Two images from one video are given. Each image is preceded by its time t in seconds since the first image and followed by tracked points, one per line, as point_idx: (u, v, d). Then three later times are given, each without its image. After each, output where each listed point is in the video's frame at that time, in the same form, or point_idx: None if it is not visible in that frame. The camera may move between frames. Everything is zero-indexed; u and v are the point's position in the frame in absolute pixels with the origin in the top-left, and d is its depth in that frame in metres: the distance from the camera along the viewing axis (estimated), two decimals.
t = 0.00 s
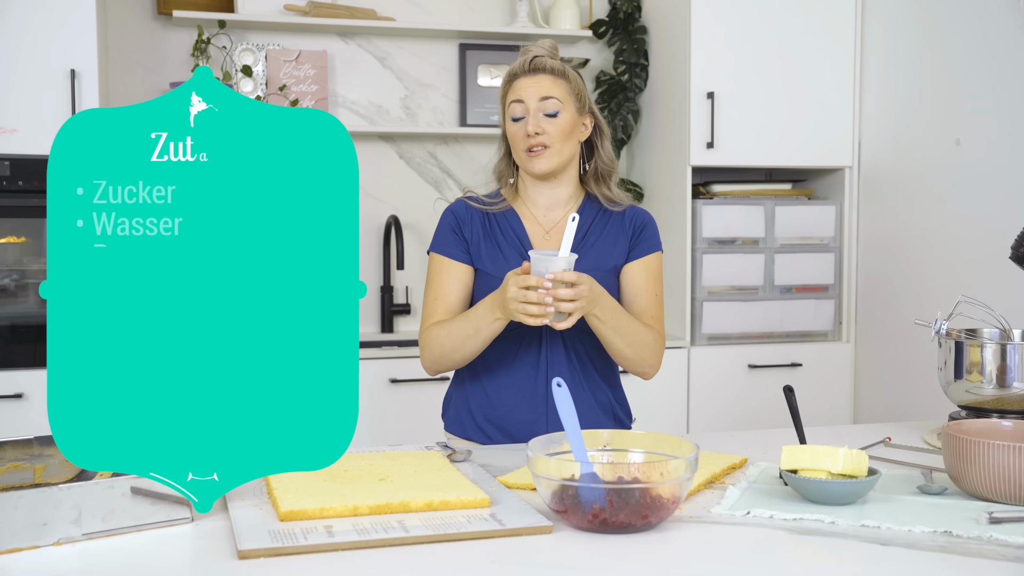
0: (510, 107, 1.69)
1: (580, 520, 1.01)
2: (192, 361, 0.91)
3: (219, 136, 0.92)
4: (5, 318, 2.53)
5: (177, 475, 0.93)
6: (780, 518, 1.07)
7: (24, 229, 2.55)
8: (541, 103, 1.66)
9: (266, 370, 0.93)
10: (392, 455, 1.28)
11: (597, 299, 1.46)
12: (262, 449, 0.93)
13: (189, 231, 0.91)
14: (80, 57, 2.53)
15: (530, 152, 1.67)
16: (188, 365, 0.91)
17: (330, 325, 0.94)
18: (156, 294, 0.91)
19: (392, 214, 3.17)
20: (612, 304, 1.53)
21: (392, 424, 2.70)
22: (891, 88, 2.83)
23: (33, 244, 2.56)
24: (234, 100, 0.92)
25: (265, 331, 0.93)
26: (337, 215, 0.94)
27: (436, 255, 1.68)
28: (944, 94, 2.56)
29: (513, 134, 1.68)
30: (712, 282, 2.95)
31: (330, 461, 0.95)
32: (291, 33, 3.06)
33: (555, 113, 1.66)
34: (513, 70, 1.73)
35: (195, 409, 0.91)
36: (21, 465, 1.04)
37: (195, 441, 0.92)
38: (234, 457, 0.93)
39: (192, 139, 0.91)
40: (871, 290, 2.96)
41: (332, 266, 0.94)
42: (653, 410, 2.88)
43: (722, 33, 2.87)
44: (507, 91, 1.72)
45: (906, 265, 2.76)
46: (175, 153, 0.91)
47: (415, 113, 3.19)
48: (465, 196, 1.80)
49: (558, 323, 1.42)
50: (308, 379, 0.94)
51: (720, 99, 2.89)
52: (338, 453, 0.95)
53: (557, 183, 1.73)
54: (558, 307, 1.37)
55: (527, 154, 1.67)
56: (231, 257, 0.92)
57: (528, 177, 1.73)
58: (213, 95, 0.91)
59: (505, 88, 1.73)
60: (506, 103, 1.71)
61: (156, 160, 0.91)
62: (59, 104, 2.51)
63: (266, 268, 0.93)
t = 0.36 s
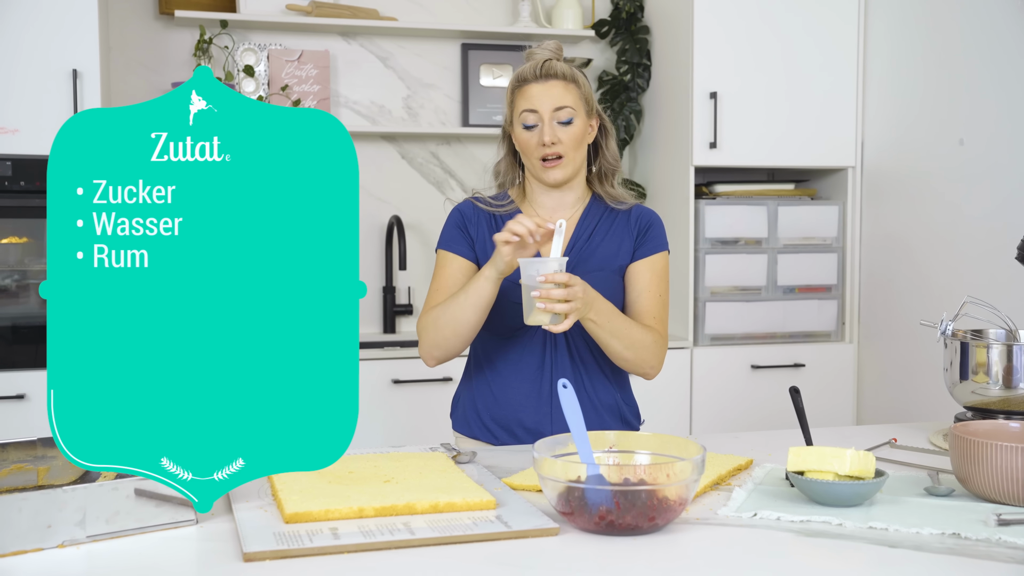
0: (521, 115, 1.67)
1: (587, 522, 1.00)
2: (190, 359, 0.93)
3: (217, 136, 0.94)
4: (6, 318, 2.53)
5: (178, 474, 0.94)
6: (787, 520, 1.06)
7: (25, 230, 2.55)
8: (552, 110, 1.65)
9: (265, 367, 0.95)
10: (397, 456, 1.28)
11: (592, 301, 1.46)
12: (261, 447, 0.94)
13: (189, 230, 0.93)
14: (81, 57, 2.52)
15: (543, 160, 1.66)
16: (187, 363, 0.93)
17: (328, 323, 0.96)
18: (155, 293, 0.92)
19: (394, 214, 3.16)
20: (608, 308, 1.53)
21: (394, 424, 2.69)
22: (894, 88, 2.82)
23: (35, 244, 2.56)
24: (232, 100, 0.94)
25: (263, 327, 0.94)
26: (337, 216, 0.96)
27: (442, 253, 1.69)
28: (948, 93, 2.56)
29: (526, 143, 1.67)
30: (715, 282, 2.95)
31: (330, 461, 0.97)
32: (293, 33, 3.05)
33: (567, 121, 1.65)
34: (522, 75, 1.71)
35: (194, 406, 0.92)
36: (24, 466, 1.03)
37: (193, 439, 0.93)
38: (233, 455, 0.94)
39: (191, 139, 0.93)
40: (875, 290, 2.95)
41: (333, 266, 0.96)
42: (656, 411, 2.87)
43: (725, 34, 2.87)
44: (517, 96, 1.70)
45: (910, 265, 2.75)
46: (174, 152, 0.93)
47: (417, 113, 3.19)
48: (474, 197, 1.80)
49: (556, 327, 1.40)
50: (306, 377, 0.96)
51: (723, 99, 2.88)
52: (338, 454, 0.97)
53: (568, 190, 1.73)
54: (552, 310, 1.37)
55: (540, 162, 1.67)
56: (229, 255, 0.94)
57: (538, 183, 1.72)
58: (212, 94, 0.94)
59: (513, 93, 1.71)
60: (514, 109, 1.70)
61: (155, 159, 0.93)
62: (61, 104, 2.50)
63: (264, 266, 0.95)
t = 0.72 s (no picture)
0: (532, 120, 1.65)
1: (593, 523, 1.00)
2: (190, 357, 0.94)
3: (216, 137, 0.96)
4: (7, 319, 2.52)
5: (177, 474, 0.95)
6: (794, 521, 1.06)
7: (26, 230, 2.55)
8: (564, 118, 1.63)
9: (265, 366, 0.96)
10: (401, 457, 1.28)
11: (593, 316, 1.46)
12: (260, 448, 0.97)
13: (189, 230, 0.95)
14: (83, 57, 2.52)
15: (550, 167, 1.67)
16: (187, 361, 0.94)
17: (328, 323, 0.98)
18: (155, 293, 0.94)
19: (396, 214, 3.16)
20: (610, 322, 1.52)
21: (396, 425, 2.69)
22: (896, 88, 2.82)
23: (36, 245, 2.56)
24: (232, 100, 0.96)
25: (263, 326, 0.96)
26: (337, 217, 0.98)
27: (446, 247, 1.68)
28: (950, 93, 2.56)
29: (534, 147, 1.66)
30: (717, 283, 2.94)
31: (330, 461, 1.00)
32: (294, 33, 3.05)
33: (578, 129, 1.64)
34: (534, 76, 1.68)
35: (194, 405, 0.94)
36: (28, 467, 1.03)
37: (193, 439, 0.95)
38: (233, 455, 0.96)
39: (191, 140, 0.95)
40: (878, 290, 2.95)
41: (333, 267, 0.98)
42: (658, 411, 2.87)
43: (727, 34, 2.87)
44: (528, 99, 1.68)
45: (912, 265, 2.75)
46: (174, 153, 0.95)
47: (419, 113, 3.18)
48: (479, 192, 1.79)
49: (557, 338, 1.39)
50: (305, 377, 0.98)
51: (726, 99, 2.88)
52: (338, 454, 1.00)
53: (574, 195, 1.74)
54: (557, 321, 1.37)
55: (547, 168, 1.68)
56: (229, 255, 0.95)
57: (544, 185, 1.73)
58: (212, 94, 0.96)
59: (525, 94, 1.69)
60: (525, 111, 1.68)
61: (155, 159, 0.94)
62: (61, 103, 2.50)
63: (264, 266, 0.97)
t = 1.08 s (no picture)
0: (533, 119, 1.66)
1: (595, 525, 1.00)
2: (191, 355, 0.95)
3: (216, 138, 0.96)
4: (10, 320, 2.53)
5: (178, 474, 0.96)
6: (795, 523, 1.06)
7: (29, 232, 2.55)
8: (565, 117, 1.64)
9: (265, 366, 0.97)
10: (404, 459, 1.28)
11: (593, 311, 1.46)
12: (260, 448, 0.97)
13: (189, 230, 0.95)
14: (86, 59, 2.52)
15: (550, 165, 1.67)
16: (186, 361, 0.95)
17: (327, 323, 0.98)
18: (155, 292, 0.95)
19: (399, 216, 3.16)
20: (609, 315, 1.52)
21: (399, 426, 2.69)
22: (899, 89, 2.82)
23: (39, 246, 2.56)
24: (232, 101, 0.96)
25: (263, 326, 0.97)
26: (337, 218, 0.99)
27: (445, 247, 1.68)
28: (952, 93, 2.56)
29: (535, 146, 1.67)
30: (719, 284, 2.94)
31: (330, 461, 1.01)
32: (297, 34, 3.05)
33: (579, 129, 1.65)
34: (537, 76, 1.69)
35: (194, 404, 0.94)
36: (31, 470, 1.03)
37: (193, 439, 0.95)
38: (233, 455, 0.96)
39: (191, 140, 0.96)
40: (880, 291, 2.95)
41: (333, 267, 0.99)
42: (661, 412, 2.87)
43: (729, 35, 2.87)
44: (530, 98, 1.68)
45: (915, 266, 2.75)
46: (174, 152, 0.95)
47: (422, 114, 3.19)
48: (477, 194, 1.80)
49: (559, 333, 1.39)
50: (305, 377, 0.98)
51: (728, 100, 2.88)
52: (338, 453, 1.00)
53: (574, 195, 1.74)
54: (558, 316, 1.37)
55: (546, 167, 1.67)
56: (229, 255, 0.96)
57: (543, 185, 1.73)
58: (212, 96, 0.96)
59: (527, 92, 1.70)
60: (526, 110, 1.69)
61: (155, 159, 0.95)
62: (64, 104, 2.51)
63: (263, 267, 0.97)
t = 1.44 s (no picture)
0: (534, 112, 1.67)
1: (593, 527, 1.00)
2: (191, 356, 0.94)
3: (216, 138, 0.96)
4: (7, 321, 2.52)
5: (178, 474, 0.95)
6: (794, 524, 1.06)
7: (26, 232, 2.55)
8: (565, 112, 1.65)
9: (265, 366, 0.97)
10: (402, 460, 1.27)
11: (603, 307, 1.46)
12: (260, 447, 0.97)
13: (189, 230, 0.95)
14: (83, 58, 2.51)
15: (550, 161, 1.67)
16: (186, 362, 0.94)
17: (326, 323, 0.98)
18: (155, 293, 0.94)
19: (397, 216, 3.16)
20: (617, 312, 1.52)
21: (397, 427, 2.68)
22: (898, 89, 2.82)
23: (36, 246, 2.55)
24: (232, 101, 0.96)
25: (263, 326, 0.96)
26: (337, 218, 0.98)
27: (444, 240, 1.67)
28: (950, 93, 2.56)
29: (536, 141, 1.67)
30: (718, 284, 2.94)
31: (329, 461, 1.00)
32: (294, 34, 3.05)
33: (579, 124, 1.66)
34: (538, 72, 1.70)
35: (193, 405, 0.94)
36: (27, 470, 1.03)
37: (194, 439, 0.95)
38: (233, 455, 0.96)
39: (191, 140, 0.95)
40: (878, 291, 2.94)
41: (332, 267, 0.98)
42: (659, 413, 2.86)
43: (727, 35, 2.86)
44: (531, 93, 1.70)
45: (913, 266, 2.75)
46: (174, 153, 0.95)
47: (420, 114, 3.18)
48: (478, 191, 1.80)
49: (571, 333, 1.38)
50: (303, 378, 0.98)
51: (726, 100, 2.88)
52: (338, 451, 1.00)
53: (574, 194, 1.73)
54: (569, 316, 1.36)
55: (547, 163, 1.67)
56: (228, 255, 0.95)
57: (543, 182, 1.72)
58: (212, 96, 0.96)
59: (529, 89, 1.71)
60: (527, 106, 1.70)
61: (155, 159, 0.94)
62: (61, 104, 2.50)
63: (264, 266, 0.96)
